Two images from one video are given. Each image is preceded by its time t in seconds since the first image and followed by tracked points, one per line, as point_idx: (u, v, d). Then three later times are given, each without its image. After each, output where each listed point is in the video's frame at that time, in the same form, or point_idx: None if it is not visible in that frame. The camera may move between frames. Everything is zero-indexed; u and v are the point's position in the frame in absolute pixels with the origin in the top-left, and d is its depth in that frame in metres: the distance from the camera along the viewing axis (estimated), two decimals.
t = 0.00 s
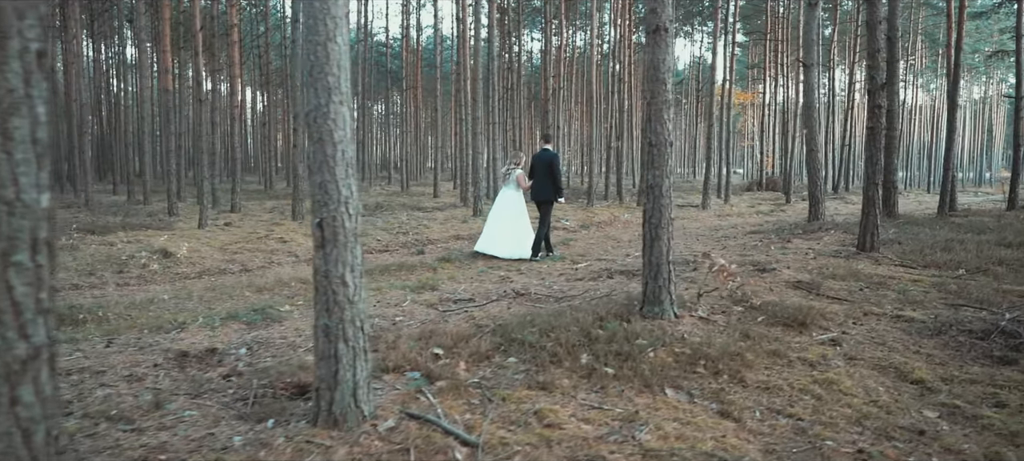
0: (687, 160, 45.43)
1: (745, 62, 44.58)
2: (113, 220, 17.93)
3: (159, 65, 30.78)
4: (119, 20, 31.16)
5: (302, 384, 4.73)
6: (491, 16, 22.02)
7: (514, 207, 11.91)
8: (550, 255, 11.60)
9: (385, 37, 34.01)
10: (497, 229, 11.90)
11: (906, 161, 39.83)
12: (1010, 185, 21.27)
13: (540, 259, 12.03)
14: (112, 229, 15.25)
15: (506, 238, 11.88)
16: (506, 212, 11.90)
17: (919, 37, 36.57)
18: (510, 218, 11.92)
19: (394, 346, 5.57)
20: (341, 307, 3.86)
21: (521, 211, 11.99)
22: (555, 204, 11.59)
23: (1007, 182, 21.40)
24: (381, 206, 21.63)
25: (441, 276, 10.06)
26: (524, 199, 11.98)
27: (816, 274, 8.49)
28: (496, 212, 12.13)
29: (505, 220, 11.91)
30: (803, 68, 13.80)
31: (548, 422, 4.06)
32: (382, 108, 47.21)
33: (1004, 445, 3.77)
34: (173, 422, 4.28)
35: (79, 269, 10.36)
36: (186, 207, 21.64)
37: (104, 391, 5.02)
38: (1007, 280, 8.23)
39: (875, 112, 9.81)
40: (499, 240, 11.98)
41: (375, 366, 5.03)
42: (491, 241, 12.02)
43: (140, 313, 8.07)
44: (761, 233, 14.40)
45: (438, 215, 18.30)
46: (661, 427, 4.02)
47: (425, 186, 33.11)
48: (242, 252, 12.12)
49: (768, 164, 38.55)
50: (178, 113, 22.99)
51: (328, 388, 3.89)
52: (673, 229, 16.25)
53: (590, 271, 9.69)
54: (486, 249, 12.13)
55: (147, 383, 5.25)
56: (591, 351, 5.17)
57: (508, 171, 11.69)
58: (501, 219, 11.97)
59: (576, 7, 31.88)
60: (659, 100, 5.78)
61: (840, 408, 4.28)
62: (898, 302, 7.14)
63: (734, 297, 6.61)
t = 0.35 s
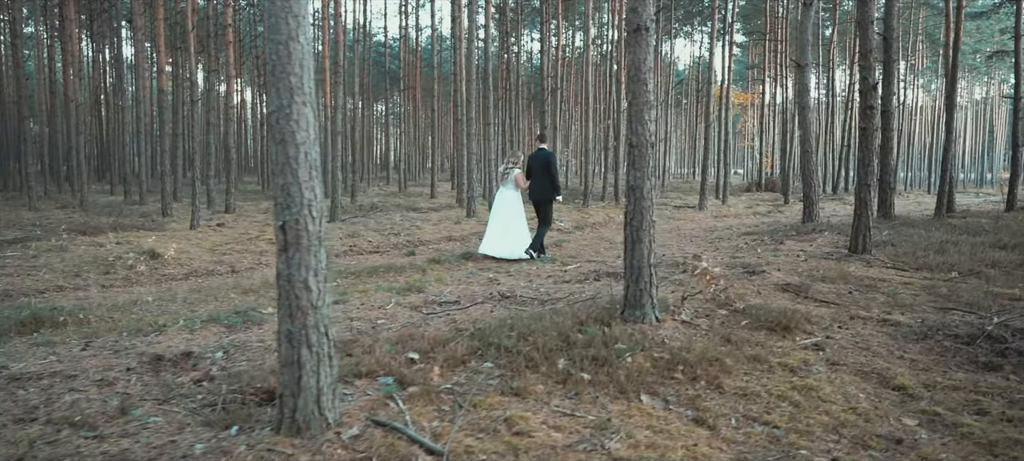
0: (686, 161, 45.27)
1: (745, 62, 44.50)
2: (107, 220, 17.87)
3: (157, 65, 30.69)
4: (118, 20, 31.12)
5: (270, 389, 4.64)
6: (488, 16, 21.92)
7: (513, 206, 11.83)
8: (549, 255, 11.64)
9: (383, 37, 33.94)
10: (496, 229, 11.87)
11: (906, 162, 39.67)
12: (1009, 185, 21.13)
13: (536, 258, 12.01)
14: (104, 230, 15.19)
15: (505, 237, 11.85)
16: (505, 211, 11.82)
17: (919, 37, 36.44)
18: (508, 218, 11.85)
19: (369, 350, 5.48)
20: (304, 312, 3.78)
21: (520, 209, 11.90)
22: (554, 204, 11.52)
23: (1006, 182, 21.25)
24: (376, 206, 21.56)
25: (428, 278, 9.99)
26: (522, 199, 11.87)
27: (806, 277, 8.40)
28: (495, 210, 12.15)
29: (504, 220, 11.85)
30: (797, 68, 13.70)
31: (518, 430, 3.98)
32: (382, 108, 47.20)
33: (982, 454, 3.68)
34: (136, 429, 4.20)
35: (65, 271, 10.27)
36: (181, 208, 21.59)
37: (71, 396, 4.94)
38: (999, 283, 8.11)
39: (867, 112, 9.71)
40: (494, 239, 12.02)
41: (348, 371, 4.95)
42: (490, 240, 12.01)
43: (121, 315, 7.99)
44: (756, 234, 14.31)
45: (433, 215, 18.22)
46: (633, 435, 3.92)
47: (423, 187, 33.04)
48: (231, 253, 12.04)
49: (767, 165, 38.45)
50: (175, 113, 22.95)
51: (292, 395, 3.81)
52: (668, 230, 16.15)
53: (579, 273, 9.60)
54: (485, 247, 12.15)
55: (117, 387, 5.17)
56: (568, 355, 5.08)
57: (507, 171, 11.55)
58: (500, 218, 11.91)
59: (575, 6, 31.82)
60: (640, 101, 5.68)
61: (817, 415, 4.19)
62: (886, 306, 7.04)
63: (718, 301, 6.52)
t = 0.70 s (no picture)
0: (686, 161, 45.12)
1: (745, 62, 44.39)
2: (100, 220, 17.81)
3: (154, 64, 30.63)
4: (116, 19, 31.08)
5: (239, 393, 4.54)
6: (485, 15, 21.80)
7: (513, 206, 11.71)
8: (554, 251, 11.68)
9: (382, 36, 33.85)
10: (498, 230, 11.68)
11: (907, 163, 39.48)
12: (1009, 186, 20.95)
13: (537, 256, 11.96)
14: (96, 230, 15.12)
15: (508, 237, 11.70)
16: (505, 211, 11.67)
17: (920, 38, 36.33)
18: (509, 217, 11.69)
19: (345, 352, 5.38)
20: (267, 316, 3.68)
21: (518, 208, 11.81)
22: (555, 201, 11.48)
23: (1006, 183, 21.06)
24: (372, 207, 21.47)
25: (417, 279, 9.88)
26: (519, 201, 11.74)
27: (797, 279, 8.28)
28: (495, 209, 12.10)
29: (505, 220, 11.69)
30: (792, 68, 13.58)
31: (488, 436, 3.88)
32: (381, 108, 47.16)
33: None
34: (99, 435, 4.10)
35: (51, 271, 10.19)
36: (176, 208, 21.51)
37: (40, 400, 4.84)
38: (993, 285, 7.99)
39: (861, 112, 9.59)
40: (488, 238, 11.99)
41: (321, 374, 4.85)
42: (493, 241, 11.81)
43: (103, 317, 7.89)
44: (751, 235, 14.19)
45: (428, 216, 18.12)
46: (605, 441, 3.82)
47: (421, 187, 32.93)
48: (220, 254, 11.94)
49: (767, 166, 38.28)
50: (170, 112, 22.87)
51: (254, 401, 3.71)
52: (664, 231, 16.02)
53: (568, 274, 9.49)
54: (486, 249, 11.93)
55: (88, 391, 5.08)
56: (545, 359, 4.98)
57: (504, 171, 11.40)
58: (500, 219, 11.74)
59: (573, 6, 31.79)
60: (622, 99, 5.57)
61: (795, 421, 4.08)
62: (876, 308, 6.93)
63: (704, 303, 6.40)
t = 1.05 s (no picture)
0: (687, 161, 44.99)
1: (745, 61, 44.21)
2: (94, 219, 17.71)
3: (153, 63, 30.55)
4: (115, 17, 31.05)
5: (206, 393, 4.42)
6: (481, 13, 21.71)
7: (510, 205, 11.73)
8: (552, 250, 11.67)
9: (382, 36, 33.81)
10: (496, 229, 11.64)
11: (909, 163, 39.21)
12: (1010, 186, 20.77)
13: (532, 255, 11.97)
14: (87, 229, 15.01)
15: (506, 236, 11.68)
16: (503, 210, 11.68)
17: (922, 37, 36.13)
18: (508, 216, 11.71)
19: (319, 353, 5.27)
20: (225, 315, 3.56)
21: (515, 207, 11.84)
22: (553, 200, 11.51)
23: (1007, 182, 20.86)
24: (367, 206, 21.35)
25: (405, 279, 9.78)
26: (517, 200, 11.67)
27: (787, 278, 8.16)
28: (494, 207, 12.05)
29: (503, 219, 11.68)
30: (787, 66, 13.44)
31: (455, 440, 3.76)
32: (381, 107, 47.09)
33: None
34: (57, 438, 3.99)
35: (37, 270, 10.09)
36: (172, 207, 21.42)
37: (4, 401, 4.74)
38: (987, 285, 7.85)
39: (854, 109, 9.45)
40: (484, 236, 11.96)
41: (292, 374, 4.76)
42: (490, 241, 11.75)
43: (83, 316, 7.78)
44: (746, 234, 14.05)
45: (422, 215, 18.00)
46: (574, 445, 3.70)
47: (420, 187, 32.84)
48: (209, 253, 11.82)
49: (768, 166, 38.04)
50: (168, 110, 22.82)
51: (212, 402, 3.60)
52: (659, 230, 15.88)
53: (557, 273, 9.38)
54: (482, 249, 11.85)
55: (55, 391, 4.97)
56: (522, 360, 4.86)
57: (503, 169, 11.38)
58: (497, 218, 11.71)
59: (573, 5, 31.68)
60: (603, 94, 5.46)
61: (774, 424, 3.96)
62: (866, 308, 6.80)
63: (689, 302, 6.27)
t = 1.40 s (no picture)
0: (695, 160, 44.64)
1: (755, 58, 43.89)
2: (97, 217, 17.72)
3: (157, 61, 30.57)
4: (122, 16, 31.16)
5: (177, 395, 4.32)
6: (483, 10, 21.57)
7: (517, 202, 11.62)
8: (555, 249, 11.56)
9: (388, 34, 33.72)
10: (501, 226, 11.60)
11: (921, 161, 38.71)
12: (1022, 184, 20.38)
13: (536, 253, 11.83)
14: (88, 227, 15.00)
15: (511, 233, 11.65)
16: (510, 207, 11.59)
17: (934, 35, 35.71)
18: (514, 214, 11.61)
19: (300, 353, 5.16)
20: (189, 315, 3.46)
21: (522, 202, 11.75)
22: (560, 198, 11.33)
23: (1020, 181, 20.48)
24: (370, 205, 21.27)
25: (400, 278, 9.67)
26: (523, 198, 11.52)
27: (786, 278, 7.99)
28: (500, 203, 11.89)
29: (509, 215, 11.61)
30: (791, 62, 13.22)
31: (427, 445, 3.65)
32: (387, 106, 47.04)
33: None
34: (24, 440, 3.90)
35: (33, 268, 10.06)
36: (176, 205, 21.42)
37: None
38: (992, 285, 7.64)
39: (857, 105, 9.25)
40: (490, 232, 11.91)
41: (269, 376, 4.65)
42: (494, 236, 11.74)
43: (72, 315, 7.71)
44: (749, 233, 13.85)
45: (424, 214, 17.88)
46: (550, 452, 3.58)
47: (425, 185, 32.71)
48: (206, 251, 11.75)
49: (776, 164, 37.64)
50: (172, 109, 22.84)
51: (178, 405, 3.50)
52: (662, 229, 15.69)
53: (553, 272, 9.23)
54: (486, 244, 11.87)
55: (32, 392, 4.89)
56: (505, 362, 4.74)
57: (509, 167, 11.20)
58: (503, 214, 11.66)
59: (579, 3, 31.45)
60: (591, 89, 5.33)
61: (759, 431, 3.81)
62: (865, 309, 6.63)
63: (681, 303, 6.12)
